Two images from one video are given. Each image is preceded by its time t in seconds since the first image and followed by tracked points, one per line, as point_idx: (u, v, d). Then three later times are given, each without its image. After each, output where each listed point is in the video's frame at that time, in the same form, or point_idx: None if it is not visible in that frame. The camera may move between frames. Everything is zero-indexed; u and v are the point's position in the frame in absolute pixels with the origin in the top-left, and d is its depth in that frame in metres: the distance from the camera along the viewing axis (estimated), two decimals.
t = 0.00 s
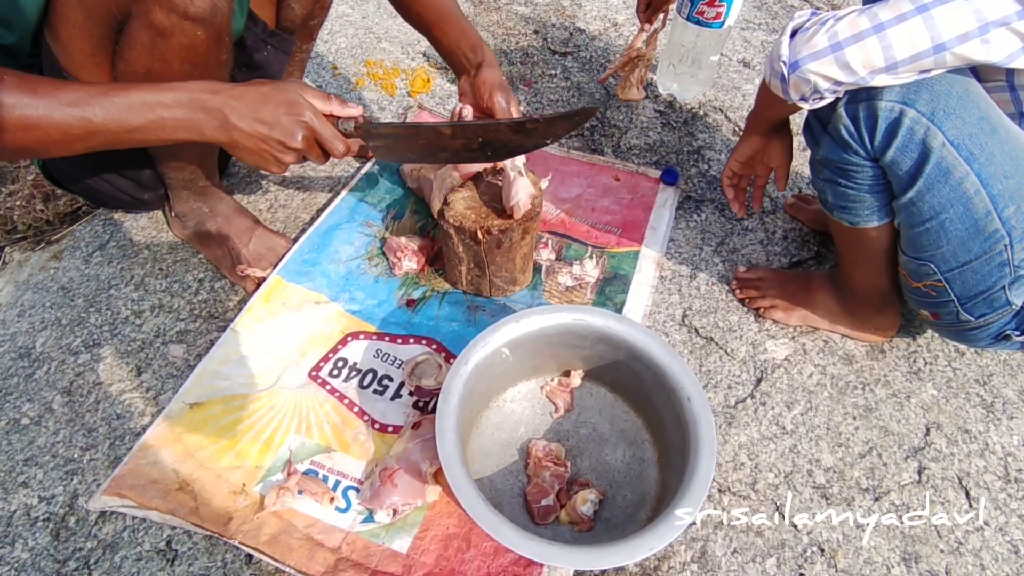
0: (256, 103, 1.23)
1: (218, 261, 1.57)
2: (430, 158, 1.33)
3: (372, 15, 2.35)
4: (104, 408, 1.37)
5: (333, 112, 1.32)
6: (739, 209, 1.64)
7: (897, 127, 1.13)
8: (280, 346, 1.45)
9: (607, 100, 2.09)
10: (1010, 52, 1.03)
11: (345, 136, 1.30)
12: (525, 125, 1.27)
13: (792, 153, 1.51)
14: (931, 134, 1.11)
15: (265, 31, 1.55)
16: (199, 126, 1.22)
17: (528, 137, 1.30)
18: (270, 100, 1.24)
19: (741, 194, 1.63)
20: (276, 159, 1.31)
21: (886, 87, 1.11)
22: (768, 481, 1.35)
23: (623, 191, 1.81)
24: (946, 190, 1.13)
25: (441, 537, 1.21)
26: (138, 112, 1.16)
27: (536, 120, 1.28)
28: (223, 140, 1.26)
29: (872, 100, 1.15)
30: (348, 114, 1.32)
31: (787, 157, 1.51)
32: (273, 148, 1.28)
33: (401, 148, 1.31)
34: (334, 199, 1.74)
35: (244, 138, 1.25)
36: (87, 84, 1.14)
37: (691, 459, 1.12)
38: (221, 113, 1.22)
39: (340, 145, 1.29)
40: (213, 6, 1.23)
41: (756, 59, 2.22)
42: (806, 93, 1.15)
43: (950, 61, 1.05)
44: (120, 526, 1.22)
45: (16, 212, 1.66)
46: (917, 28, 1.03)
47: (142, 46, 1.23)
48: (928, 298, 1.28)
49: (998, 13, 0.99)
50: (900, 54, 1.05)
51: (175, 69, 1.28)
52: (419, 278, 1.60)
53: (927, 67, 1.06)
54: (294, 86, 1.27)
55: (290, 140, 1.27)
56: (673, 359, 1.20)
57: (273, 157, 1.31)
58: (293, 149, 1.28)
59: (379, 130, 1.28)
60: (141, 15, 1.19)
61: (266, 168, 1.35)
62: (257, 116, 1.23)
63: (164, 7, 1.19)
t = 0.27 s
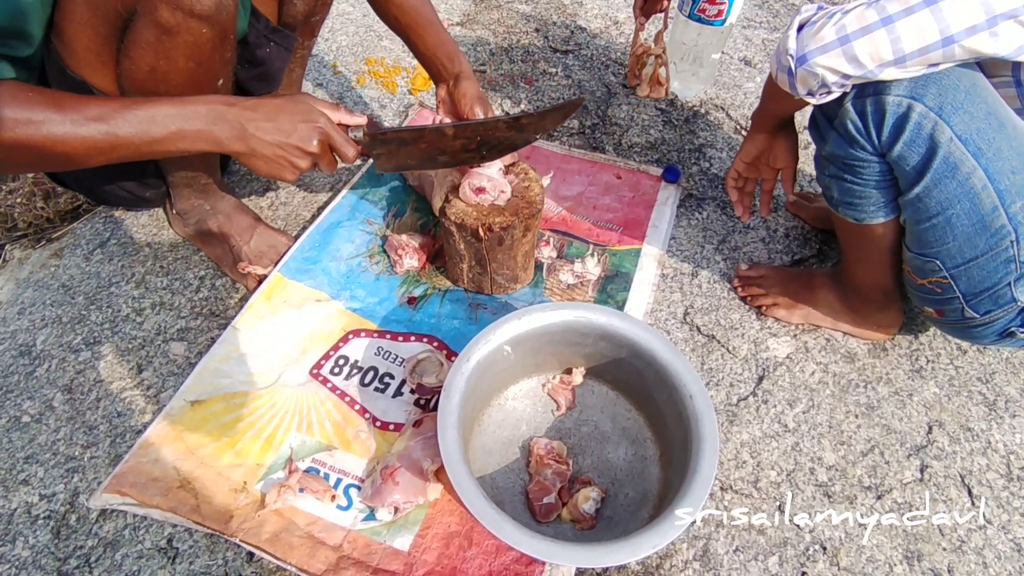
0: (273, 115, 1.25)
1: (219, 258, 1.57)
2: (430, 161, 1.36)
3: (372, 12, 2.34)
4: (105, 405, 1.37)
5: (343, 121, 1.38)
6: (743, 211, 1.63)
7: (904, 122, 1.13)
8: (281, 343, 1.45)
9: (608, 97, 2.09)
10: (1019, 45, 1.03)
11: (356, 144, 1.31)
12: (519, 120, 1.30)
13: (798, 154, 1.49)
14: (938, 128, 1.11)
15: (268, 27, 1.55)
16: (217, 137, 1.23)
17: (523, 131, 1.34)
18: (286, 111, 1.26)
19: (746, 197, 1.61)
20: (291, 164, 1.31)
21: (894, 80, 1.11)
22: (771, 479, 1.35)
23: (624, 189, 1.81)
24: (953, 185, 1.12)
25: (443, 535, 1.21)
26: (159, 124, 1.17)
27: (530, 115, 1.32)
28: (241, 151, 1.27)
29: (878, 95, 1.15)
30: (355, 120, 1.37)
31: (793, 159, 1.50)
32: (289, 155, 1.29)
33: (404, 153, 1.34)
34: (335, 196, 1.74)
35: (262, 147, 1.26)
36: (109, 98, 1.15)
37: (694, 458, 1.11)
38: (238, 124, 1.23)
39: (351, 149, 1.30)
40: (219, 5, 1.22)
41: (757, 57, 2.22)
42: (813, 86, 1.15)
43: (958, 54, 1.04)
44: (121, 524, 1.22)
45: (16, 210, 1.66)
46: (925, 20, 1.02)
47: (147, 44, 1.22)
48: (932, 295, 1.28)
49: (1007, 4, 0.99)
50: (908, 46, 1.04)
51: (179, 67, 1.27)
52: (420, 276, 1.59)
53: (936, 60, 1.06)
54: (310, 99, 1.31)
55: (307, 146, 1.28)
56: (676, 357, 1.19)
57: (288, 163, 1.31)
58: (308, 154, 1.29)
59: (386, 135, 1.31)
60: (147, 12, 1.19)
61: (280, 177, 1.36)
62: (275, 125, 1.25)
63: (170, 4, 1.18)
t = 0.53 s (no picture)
0: (285, 124, 1.27)
1: (220, 259, 1.57)
2: (435, 170, 1.36)
3: (373, 13, 2.34)
4: (107, 408, 1.37)
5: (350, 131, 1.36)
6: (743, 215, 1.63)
7: (906, 126, 1.13)
8: (283, 346, 1.45)
9: (608, 99, 2.09)
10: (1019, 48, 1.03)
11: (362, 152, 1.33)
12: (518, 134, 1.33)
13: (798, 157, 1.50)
14: (940, 133, 1.11)
15: (269, 28, 1.55)
16: (234, 145, 1.25)
17: (522, 144, 1.36)
18: (298, 119, 1.28)
19: (747, 201, 1.61)
20: (302, 171, 1.31)
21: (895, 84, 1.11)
22: (771, 481, 1.35)
23: (625, 191, 1.81)
24: (954, 190, 1.13)
25: (444, 538, 1.21)
26: (182, 134, 1.20)
27: (529, 129, 1.34)
28: (254, 158, 1.29)
29: (880, 100, 1.15)
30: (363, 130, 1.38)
31: (793, 164, 1.50)
32: (300, 162, 1.30)
33: (407, 162, 1.35)
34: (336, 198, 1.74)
35: (277, 155, 1.28)
36: (135, 107, 1.18)
37: (694, 461, 1.11)
38: (254, 132, 1.25)
39: (357, 157, 1.31)
40: (229, 8, 1.22)
41: (757, 58, 2.22)
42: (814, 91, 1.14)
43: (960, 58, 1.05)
44: (123, 526, 1.22)
45: (17, 212, 1.66)
46: (927, 25, 1.02)
47: (157, 46, 1.22)
48: (933, 298, 1.28)
49: (1008, 8, 1.00)
50: (910, 51, 1.04)
51: (189, 70, 1.27)
52: (421, 278, 1.60)
53: (937, 65, 1.06)
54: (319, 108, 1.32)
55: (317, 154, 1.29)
56: (677, 360, 1.20)
57: (298, 170, 1.31)
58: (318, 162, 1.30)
59: (392, 145, 1.31)
60: (158, 15, 1.19)
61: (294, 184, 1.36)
62: (287, 135, 1.27)
63: (180, 7, 1.17)
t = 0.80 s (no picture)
0: (273, 114, 1.25)
1: (223, 257, 1.57)
2: (445, 168, 1.34)
3: (377, 12, 2.34)
4: (111, 406, 1.37)
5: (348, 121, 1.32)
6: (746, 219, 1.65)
7: (911, 131, 1.13)
8: (286, 345, 1.45)
9: (612, 100, 2.09)
10: None
11: (360, 148, 1.30)
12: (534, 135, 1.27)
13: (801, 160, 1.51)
14: (944, 138, 1.11)
15: (277, 31, 1.55)
16: (220, 136, 1.25)
17: (539, 145, 1.31)
18: (287, 111, 1.26)
19: (749, 203, 1.63)
20: (292, 166, 1.32)
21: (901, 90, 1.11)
22: (774, 483, 1.35)
23: (628, 192, 1.81)
24: (959, 194, 1.13)
25: (448, 537, 1.21)
26: (165, 122, 1.19)
27: (546, 129, 1.28)
28: (243, 151, 1.29)
29: (885, 104, 1.15)
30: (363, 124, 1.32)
31: (796, 167, 1.52)
32: (288, 156, 1.30)
33: (415, 159, 1.32)
34: (339, 198, 1.74)
35: (264, 150, 1.28)
36: (118, 94, 1.17)
37: (699, 462, 1.12)
38: (241, 123, 1.24)
39: (354, 152, 1.29)
40: (239, 10, 1.23)
41: (761, 60, 2.22)
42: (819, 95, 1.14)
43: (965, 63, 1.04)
44: (127, 524, 1.22)
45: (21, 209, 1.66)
46: (933, 30, 1.02)
47: (165, 46, 1.22)
48: (936, 302, 1.28)
49: (1013, 14, 0.99)
50: (915, 55, 1.04)
51: (197, 70, 1.27)
52: (425, 278, 1.60)
53: (943, 70, 1.06)
54: (311, 96, 1.30)
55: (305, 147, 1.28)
56: (681, 362, 1.20)
57: (289, 166, 1.32)
58: (308, 157, 1.30)
59: (393, 141, 1.28)
60: (168, 15, 1.19)
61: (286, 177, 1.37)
62: (274, 126, 1.26)
63: (191, 8, 1.18)
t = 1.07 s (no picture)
0: (273, 121, 1.25)
1: (225, 252, 1.57)
2: (434, 173, 1.34)
3: (381, 9, 2.35)
4: (113, 399, 1.37)
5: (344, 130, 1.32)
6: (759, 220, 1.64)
7: (915, 131, 1.13)
8: (289, 340, 1.45)
9: (615, 98, 2.10)
10: None
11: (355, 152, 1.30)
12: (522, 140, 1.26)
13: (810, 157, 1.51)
14: (949, 139, 1.11)
15: (281, 27, 1.55)
16: (219, 142, 1.26)
17: (526, 150, 1.30)
18: (285, 118, 1.26)
19: (760, 204, 1.62)
20: (290, 171, 1.31)
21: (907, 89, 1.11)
22: (774, 481, 1.35)
23: (631, 191, 1.82)
24: (962, 196, 1.13)
25: (449, 533, 1.21)
26: (164, 128, 1.21)
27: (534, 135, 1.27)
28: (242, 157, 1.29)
29: (889, 104, 1.15)
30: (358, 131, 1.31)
31: (806, 164, 1.51)
32: (287, 163, 1.29)
33: (406, 165, 1.31)
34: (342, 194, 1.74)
35: (263, 155, 1.27)
36: (118, 99, 1.19)
37: (701, 460, 1.12)
38: (240, 130, 1.24)
39: (351, 157, 1.29)
40: (238, 5, 1.23)
41: (764, 60, 2.22)
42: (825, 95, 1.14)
43: (972, 63, 1.04)
44: (128, 517, 1.22)
45: (25, 202, 1.66)
46: (939, 30, 1.02)
47: (165, 42, 1.22)
48: (938, 302, 1.28)
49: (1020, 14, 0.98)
50: (921, 55, 1.04)
51: (197, 66, 1.27)
52: (428, 274, 1.60)
53: (949, 70, 1.05)
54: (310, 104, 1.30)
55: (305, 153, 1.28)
56: (683, 359, 1.20)
57: (288, 171, 1.32)
58: (307, 162, 1.29)
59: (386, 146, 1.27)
60: (167, 11, 1.19)
61: (282, 180, 1.36)
62: (274, 133, 1.25)
63: (190, 4, 1.18)
